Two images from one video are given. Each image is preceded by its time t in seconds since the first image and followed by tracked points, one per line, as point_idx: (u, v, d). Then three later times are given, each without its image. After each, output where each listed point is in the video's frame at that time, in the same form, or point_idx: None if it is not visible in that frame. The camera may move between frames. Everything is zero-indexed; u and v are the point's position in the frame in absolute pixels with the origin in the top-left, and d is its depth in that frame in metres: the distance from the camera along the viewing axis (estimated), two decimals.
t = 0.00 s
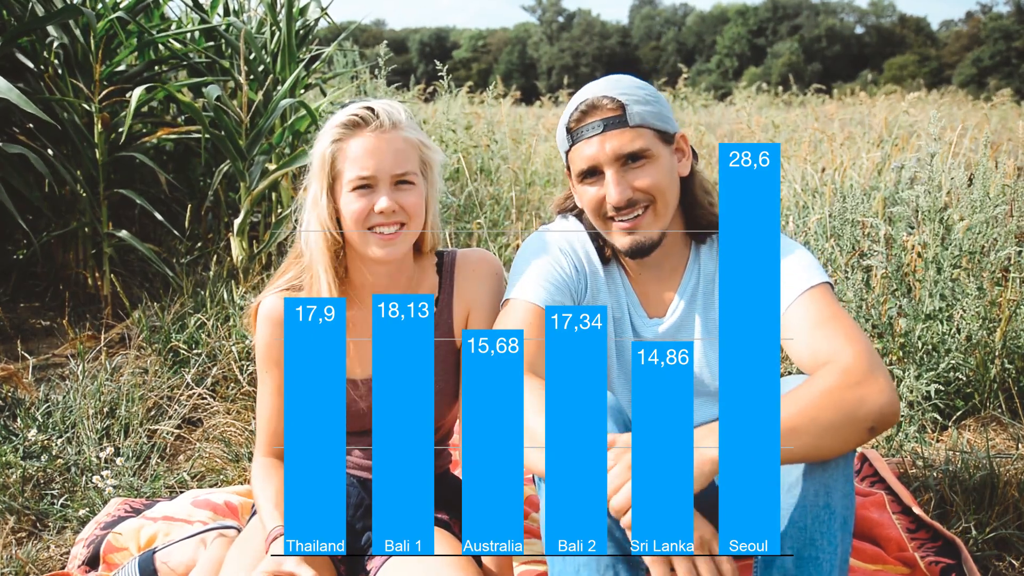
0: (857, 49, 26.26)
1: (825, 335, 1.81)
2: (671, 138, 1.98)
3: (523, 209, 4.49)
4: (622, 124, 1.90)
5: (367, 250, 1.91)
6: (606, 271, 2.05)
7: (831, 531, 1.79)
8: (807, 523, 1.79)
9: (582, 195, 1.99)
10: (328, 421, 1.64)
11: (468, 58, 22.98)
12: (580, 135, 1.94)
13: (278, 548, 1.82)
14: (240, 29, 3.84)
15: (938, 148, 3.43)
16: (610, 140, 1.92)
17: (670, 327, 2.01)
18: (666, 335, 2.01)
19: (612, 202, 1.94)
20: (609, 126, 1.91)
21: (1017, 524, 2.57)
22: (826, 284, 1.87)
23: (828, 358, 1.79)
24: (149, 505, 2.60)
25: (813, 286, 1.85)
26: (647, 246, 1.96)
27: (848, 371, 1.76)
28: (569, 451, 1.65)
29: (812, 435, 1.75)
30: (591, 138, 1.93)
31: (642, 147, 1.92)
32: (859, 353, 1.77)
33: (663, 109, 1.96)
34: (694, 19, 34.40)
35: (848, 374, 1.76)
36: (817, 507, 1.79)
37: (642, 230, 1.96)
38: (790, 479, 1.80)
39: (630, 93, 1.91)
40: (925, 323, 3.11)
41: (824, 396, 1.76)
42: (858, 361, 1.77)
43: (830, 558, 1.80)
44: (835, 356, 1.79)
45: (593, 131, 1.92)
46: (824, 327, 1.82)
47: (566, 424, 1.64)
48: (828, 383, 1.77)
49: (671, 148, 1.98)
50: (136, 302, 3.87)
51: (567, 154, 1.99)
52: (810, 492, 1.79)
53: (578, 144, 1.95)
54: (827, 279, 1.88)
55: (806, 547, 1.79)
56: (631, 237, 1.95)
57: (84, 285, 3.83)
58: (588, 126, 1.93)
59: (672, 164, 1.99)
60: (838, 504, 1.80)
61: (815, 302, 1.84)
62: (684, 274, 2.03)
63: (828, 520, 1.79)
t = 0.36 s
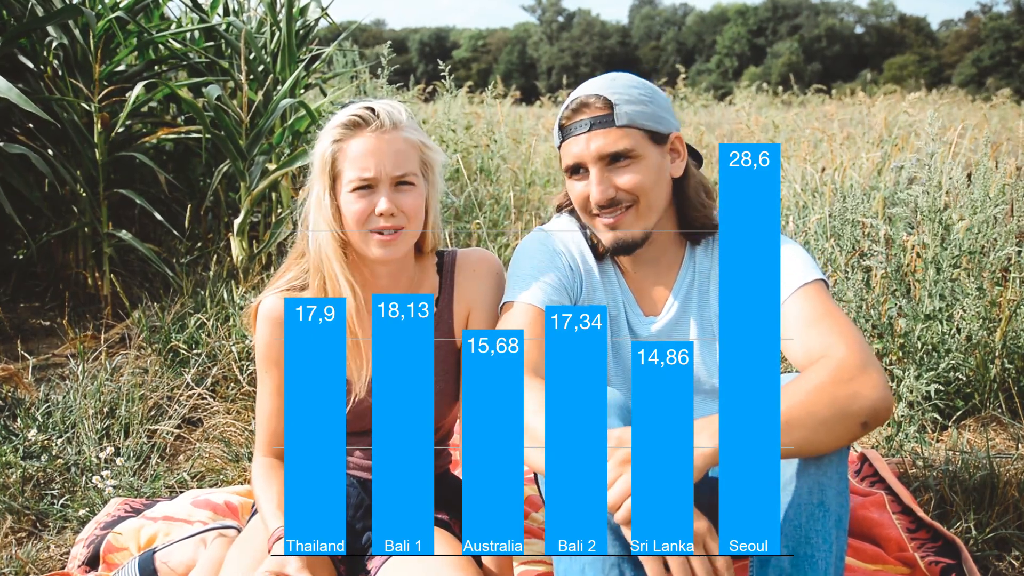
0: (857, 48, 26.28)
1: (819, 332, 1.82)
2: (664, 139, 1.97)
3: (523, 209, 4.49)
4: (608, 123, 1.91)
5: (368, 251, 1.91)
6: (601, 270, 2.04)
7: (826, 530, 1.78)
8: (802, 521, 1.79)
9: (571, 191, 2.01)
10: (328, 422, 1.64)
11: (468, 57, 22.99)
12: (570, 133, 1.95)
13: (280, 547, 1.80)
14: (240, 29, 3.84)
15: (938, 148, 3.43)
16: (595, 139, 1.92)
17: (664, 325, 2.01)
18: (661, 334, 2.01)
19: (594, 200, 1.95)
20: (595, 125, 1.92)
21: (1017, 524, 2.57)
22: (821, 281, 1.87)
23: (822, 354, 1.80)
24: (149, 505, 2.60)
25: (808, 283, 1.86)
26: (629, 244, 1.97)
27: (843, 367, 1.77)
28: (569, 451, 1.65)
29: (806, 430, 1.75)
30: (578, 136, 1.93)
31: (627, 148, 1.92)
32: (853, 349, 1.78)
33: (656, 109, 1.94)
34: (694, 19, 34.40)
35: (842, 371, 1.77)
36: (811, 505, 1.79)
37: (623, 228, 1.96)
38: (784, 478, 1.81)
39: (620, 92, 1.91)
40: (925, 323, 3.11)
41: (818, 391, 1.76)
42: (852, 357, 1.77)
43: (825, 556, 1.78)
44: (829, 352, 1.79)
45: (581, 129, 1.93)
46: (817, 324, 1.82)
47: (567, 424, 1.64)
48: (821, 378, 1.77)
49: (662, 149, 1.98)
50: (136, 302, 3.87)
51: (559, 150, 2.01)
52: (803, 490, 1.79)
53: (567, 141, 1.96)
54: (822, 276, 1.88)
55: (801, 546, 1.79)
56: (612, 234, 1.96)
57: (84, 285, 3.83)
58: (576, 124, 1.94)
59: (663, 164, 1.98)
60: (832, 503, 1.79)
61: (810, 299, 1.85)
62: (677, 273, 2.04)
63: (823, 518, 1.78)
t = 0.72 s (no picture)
0: (857, 49, 26.29)
1: (825, 334, 1.82)
2: (675, 143, 1.96)
3: (523, 209, 4.49)
4: (617, 123, 1.91)
5: (373, 249, 1.92)
6: (612, 264, 2.04)
7: (831, 531, 1.79)
8: (807, 521, 1.79)
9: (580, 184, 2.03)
10: (327, 422, 1.64)
11: (468, 58, 23.00)
12: (581, 129, 1.96)
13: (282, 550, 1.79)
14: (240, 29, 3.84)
15: (938, 148, 3.44)
16: (603, 137, 1.93)
17: (672, 323, 2.01)
18: (669, 332, 2.01)
19: (597, 198, 1.98)
20: (604, 123, 1.93)
21: (1017, 524, 2.57)
22: (829, 285, 1.87)
23: (828, 355, 1.80)
24: (149, 505, 2.60)
25: (816, 286, 1.86)
26: (629, 245, 1.99)
27: (848, 369, 1.77)
28: (569, 451, 1.65)
29: (813, 431, 1.75)
30: (587, 133, 1.95)
31: (634, 150, 1.92)
32: (859, 350, 1.78)
33: (668, 113, 1.94)
34: (694, 19, 34.40)
35: (848, 372, 1.77)
36: (816, 506, 1.79)
37: (624, 227, 1.98)
38: (790, 479, 1.80)
39: (634, 93, 1.91)
40: (924, 323, 3.11)
41: (824, 393, 1.76)
42: (858, 359, 1.77)
43: (830, 557, 1.79)
44: (834, 354, 1.79)
45: (590, 127, 1.94)
46: (824, 326, 1.82)
47: (567, 424, 1.64)
48: (827, 379, 1.77)
49: (673, 152, 1.97)
50: (136, 302, 3.87)
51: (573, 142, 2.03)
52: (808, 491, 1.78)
53: (578, 136, 1.98)
54: (830, 280, 1.88)
55: (806, 547, 1.79)
56: (612, 233, 1.99)
57: (84, 285, 3.84)
58: (587, 121, 1.95)
59: (672, 168, 1.98)
60: (837, 503, 1.79)
61: (817, 302, 1.85)
62: (687, 274, 2.04)
63: (828, 520, 1.78)
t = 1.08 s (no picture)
0: (857, 49, 26.32)
1: (836, 340, 1.81)
2: (700, 140, 1.97)
3: (523, 209, 4.49)
4: (650, 120, 1.90)
5: (366, 256, 1.91)
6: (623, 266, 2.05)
7: (839, 534, 1.78)
8: (814, 525, 1.80)
9: (604, 186, 1.99)
10: (328, 422, 1.64)
11: (468, 58, 23.01)
12: (609, 128, 1.94)
13: (281, 550, 1.79)
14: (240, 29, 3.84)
15: (937, 148, 3.44)
16: (637, 136, 1.91)
17: (682, 323, 2.01)
18: (678, 332, 2.02)
19: (632, 198, 1.94)
20: (636, 121, 1.90)
21: (1017, 524, 2.57)
22: (839, 291, 1.86)
23: (839, 360, 1.79)
24: (149, 505, 2.60)
25: (826, 293, 1.85)
26: (664, 244, 1.96)
27: (860, 374, 1.77)
28: (569, 451, 1.64)
29: (823, 437, 1.75)
30: (619, 132, 1.92)
31: (668, 147, 1.91)
32: (870, 356, 1.78)
33: (694, 110, 1.94)
34: (694, 19, 34.42)
35: (859, 378, 1.77)
36: (824, 509, 1.79)
37: (659, 228, 1.95)
38: (798, 481, 1.82)
39: (663, 90, 1.91)
40: (924, 323, 3.12)
41: (835, 398, 1.76)
42: (869, 365, 1.77)
43: (836, 560, 1.79)
44: (845, 359, 1.79)
45: (621, 125, 1.92)
46: (834, 332, 1.82)
47: (566, 424, 1.64)
48: (838, 385, 1.77)
49: (699, 149, 1.97)
50: (136, 302, 3.87)
51: (595, 144, 1.99)
52: (817, 494, 1.79)
53: (606, 136, 1.95)
54: (840, 286, 1.87)
55: (812, 549, 1.79)
56: (648, 233, 1.95)
57: (84, 285, 3.84)
58: (616, 120, 1.92)
59: (699, 165, 1.98)
60: (845, 507, 1.79)
61: (827, 306, 1.84)
62: (698, 274, 2.03)
63: (836, 523, 1.78)
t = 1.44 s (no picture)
0: (857, 49, 26.35)
1: (834, 339, 1.81)
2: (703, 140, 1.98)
3: (523, 209, 4.49)
4: (660, 121, 1.90)
5: (372, 258, 1.91)
6: (621, 266, 2.04)
7: (837, 533, 1.78)
8: (812, 525, 1.79)
9: (610, 188, 1.99)
10: (328, 422, 1.64)
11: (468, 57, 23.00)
12: (616, 128, 1.93)
13: (282, 551, 1.79)
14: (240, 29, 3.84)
15: (938, 147, 3.44)
16: (646, 136, 1.91)
17: (680, 323, 2.01)
18: (676, 332, 2.02)
19: (642, 199, 1.94)
20: (645, 121, 1.90)
21: (1017, 524, 2.57)
22: (836, 290, 1.87)
23: (836, 359, 1.79)
24: (149, 505, 2.60)
25: (824, 291, 1.85)
26: (671, 246, 1.96)
27: (857, 372, 1.77)
28: (569, 451, 1.65)
29: (820, 436, 1.74)
30: (627, 133, 1.92)
31: (677, 147, 1.92)
32: (867, 355, 1.78)
33: (699, 110, 1.95)
34: (693, 19, 34.43)
35: (856, 376, 1.76)
36: (822, 509, 1.79)
37: (668, 229, 1.95)
38: (796, 481, 1.83)
39: (671, 90, 1.90)
40: (924, 322, 3.12)
41: (832, 397, 1.76)
42: (866, 364, 1.77)
43: (835, 560, 1.78)
44: (842, 358, 1.79)
45: (630, 125, 1.91)
46: (832, 331, 1.82)
47: (566, 424, 1.64)
48: (835, 384, 1.77)
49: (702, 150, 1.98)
50: (136, 302, 3.86)
51: (600, 144, 1.98)
52: (814, 493, 1.79)
53: (613, 136, 1.94)
54: (838, 285, 1.87)
55: (811, 549, 1.79)
56: (658, 235, 1.95)
57: (84, 285, 3.84)
58: (624, 120, 1.92)
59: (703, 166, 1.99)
60: (844, 507, 1.78)
61: (824, 305, 1.85)
62: (697, 274, 2.03)
63: (833, 522, 1.78)
